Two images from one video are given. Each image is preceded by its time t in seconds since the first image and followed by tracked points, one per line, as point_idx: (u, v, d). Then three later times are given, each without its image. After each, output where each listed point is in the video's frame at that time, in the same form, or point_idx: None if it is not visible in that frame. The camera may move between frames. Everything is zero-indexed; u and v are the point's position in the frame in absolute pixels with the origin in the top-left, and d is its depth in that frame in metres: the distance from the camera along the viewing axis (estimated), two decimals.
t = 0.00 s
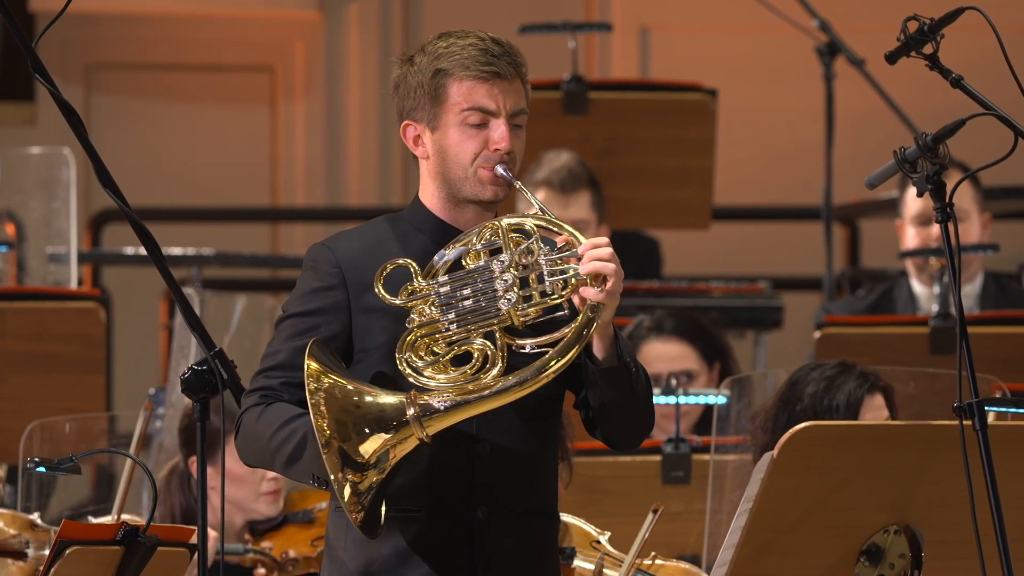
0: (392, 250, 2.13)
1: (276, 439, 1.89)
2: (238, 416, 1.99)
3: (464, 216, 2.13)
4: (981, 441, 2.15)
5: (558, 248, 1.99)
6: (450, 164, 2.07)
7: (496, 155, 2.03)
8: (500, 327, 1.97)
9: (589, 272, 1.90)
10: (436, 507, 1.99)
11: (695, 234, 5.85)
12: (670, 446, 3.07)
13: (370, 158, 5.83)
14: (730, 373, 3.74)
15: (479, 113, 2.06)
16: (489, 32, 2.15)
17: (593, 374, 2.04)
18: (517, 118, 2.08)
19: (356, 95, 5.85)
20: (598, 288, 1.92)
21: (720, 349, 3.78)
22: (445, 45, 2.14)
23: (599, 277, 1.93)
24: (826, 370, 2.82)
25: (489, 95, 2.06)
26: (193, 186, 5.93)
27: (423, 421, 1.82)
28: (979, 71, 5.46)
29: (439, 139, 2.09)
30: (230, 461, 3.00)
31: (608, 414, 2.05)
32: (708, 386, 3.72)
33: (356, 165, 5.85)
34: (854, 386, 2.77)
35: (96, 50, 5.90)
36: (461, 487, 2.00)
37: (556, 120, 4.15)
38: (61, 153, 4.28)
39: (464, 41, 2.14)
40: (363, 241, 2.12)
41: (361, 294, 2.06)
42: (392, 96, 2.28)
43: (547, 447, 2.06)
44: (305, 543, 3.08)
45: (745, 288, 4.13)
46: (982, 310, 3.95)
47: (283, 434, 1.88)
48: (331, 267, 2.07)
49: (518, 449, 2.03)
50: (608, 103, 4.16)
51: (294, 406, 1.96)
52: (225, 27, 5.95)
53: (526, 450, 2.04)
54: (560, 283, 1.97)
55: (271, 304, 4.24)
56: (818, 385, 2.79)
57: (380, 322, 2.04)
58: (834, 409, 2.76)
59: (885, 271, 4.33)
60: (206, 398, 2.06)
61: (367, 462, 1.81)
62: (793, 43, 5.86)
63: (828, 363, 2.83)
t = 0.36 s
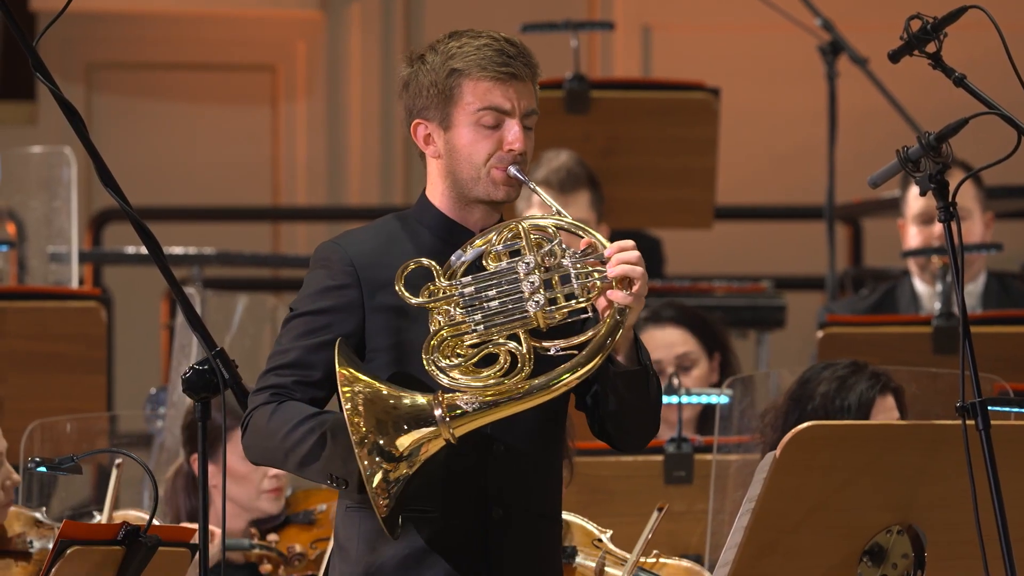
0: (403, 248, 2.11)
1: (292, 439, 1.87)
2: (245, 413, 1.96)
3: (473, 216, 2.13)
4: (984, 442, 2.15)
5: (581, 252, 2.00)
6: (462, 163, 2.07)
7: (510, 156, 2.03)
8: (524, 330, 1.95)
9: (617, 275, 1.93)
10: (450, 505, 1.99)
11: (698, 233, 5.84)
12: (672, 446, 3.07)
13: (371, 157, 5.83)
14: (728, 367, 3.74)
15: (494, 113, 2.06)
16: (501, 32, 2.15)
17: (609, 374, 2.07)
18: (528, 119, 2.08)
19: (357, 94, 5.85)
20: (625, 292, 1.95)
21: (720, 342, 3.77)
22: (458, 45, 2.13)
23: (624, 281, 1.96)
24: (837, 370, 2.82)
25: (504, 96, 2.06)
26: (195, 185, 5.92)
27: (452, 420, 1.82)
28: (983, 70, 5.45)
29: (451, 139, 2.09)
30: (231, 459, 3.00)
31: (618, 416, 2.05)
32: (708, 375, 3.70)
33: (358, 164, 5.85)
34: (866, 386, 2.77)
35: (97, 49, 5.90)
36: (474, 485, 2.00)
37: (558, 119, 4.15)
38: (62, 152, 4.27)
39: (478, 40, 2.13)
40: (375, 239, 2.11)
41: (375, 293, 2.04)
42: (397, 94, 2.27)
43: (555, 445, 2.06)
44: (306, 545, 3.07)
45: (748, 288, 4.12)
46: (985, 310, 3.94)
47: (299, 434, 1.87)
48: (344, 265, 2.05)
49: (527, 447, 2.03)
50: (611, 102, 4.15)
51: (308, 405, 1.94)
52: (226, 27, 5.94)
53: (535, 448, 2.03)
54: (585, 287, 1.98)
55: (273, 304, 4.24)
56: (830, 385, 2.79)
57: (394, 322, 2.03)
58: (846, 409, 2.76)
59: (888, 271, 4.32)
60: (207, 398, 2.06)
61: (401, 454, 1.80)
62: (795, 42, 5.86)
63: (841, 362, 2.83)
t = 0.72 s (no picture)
0: (413, 245, 2.10)
1: (308, 440, 1.86)
2: (258, 408, 1.95)
3: (484, 217, 2.14)
4: (987, 442, 2.15)
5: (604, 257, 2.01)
6: (478, 165, 2.07)
7: (525, 158, 2.04)
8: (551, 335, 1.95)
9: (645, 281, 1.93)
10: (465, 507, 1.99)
11: (699, 233, 5.83)
12: (673, 447, 3.05)
13: (370, 158, 5.82)
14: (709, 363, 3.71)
15: (511, 116, 2.06)
16: (517, 33, 2.15)
17: (630, 379, 2.07)
18: (542, 122, 2.09)
19: (357, 94, 5.84)
20: (652, 298, 1.96)
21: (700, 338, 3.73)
22: (475, 44, 2.12)
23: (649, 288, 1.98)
24: (848, 372, 2.87)
25: (521, 98, 2.06)
26: (195, 185, 5.90)
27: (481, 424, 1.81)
28: (985, 69, 5.43)
29: (467, 139, 2.08)
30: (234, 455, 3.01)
31: (629, 416, 2.07)
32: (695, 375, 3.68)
33: (358, 165, 5.84)
34: (879, 389, 2.82)
35: (97, 49, 5.88)
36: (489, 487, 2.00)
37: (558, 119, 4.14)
38: (61, 152, 4.25)
39: (494, 41, 2.12)
40: (388, 238, 2.09)
41: (390, 292, 2.02)
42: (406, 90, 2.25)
43: (558, 445, 2.06)
44: (310, 548, 3.03)
45: (749, 288, 4.11)
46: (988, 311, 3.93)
47: (315, 434, 1.86)
48: (361, 265, 2.03)
49: (538, 447, 2.03)
50: (612, 102, 4.13)
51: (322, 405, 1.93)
52: (225, 26, 5.92)
53: (543, 449, 2.04)
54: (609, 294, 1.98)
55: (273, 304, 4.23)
56: (841, 387, 2.84)
57: (407, 322, 2.02)
58: (857, 412, 2.82)
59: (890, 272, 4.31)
60: (206, 399, 2.04)
61: (437, 451, 1.79)
62: (796, 42, 5.84)
63: (852, 364, 2.89)
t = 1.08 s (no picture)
0: (423, 245, 2.07)
1: (324, 443, 1.84)
2: (269, 409, 1.91)
3: (492, 219, 2.13)
4: (991, 445, 2.13)
5: (624, 262, 2.02)
6: (491, 167, 2.06)
7: (539, 161, 2.04)
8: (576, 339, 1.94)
9: (670, 287, 1.94)
10: (477, 510, 1.97)
11: (700, 234, 5.81)
12: (675, 449, 3.02)
13: (370, 158, 5.80)
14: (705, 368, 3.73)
15: (525, 119, 2.06)
16: (529, 35, 2.14)
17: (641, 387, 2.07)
18: (553, 126, 2.10)
19: (357, 95, 5.82)
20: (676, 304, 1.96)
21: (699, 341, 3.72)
22: (489, 46, 2.11)
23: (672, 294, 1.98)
24: (861, 374, 2.90)
25: (536, 101, 2.06)
26: (195, 186, 5.89)
27: (511, 427, 1.79)
28: (988, 68, 5.41)
29: (480, 141, 2.08)
30: (229, 465, 2.98)
31: (640, 418, 2.08)
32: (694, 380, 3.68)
33: (358, 165, 5.82)
34: (890, 393, 2.85)
35: (95, 48, 5.86)
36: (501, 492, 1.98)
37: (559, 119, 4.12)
38: (59, 152, 4.24)
39: (508, 43, 2.12)
40: (400, 238, 2.06)
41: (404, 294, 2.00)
42: (411, 90, 2.23)
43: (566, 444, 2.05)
44: (309, 553, 3.01)
45: (752, 289, 4.09)
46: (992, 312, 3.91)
47: (333, 436, 1.84)
48: (376, 265, 2.00)
49: (547, 451, 2.01)
50: (612, 102, 4.11)
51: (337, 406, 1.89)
52: (225, 25, 5.89)
53: (553, 449, 2.02)
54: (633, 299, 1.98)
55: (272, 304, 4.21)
56: (853, 391, 2.86)
57: (421, 324, 2.01)
58: (869, 416, 2.84)
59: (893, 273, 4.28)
60: (204, 401, 2.03)
61: (472, 447, 1.76)
62: (798, 41, 5.82)
63: (864, 367, 2.91)
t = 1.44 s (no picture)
0: (432, 246, 2.07)
1: (339, 445, 1.85)
2: (279, 410, 1.90)
3: (498, 219, 2.14)
4: (995, 446, 2.10)
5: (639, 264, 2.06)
6: (499, 166, 2.08)
7: (547, 160, 2.06)
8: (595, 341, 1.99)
9: (687, 288, 1.99)
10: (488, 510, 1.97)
11: (701, 233, 5.78)
12: (676, 451, 2.99)
13: (368, 157, 5.77)
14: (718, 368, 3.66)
15: (534, 118, 2.07)
16: (536, 34, 2.15)
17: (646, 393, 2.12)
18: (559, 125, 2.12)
19: (356, 93, 5.79)
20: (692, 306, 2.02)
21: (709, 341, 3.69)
22: (497, 45, 2.12)
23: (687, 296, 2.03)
24: (868, 376, 2.84)
25: (544, 101, 2.08)
26: (192, 184, 5.86)
27: (534, 428, 1.83)
28: (991, 66, 5.39)
29: (489, 140, 2.09)
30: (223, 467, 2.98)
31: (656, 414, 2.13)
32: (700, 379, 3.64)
33: (357, 164, 5.79)
34: (898, 395, 2.79)
35: (91, 46, 5.82)
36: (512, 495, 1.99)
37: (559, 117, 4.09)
38: (54, 151, 4.21)
39: (516, 41, 2.12)
40: (409, 239, 2.06)
41: (415, 294, 2.01)
42: (415, 88, 2.23)
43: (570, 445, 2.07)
44: (305, 555, 2.97)
45: (754, 289, 4.06)
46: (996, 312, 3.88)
47: (350, 438, 1.85)
48: (386, 265, 1.99)
49: (555, 452, 2.04)
50: (614, 99, 4.07)
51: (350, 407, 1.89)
52: (223, 23, 5.87)
53: (560, 451, 2.05)
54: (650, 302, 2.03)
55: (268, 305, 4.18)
56: (861, 392, 2.81)
57: (433, 324, 2.01)
58: (876, 418, 2.78)
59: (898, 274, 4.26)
60: (201, 402, 1.99)
61: (500, 446, 1.79)
62: (800, 39, 5.79)
63: (872, 369, 2.85)
